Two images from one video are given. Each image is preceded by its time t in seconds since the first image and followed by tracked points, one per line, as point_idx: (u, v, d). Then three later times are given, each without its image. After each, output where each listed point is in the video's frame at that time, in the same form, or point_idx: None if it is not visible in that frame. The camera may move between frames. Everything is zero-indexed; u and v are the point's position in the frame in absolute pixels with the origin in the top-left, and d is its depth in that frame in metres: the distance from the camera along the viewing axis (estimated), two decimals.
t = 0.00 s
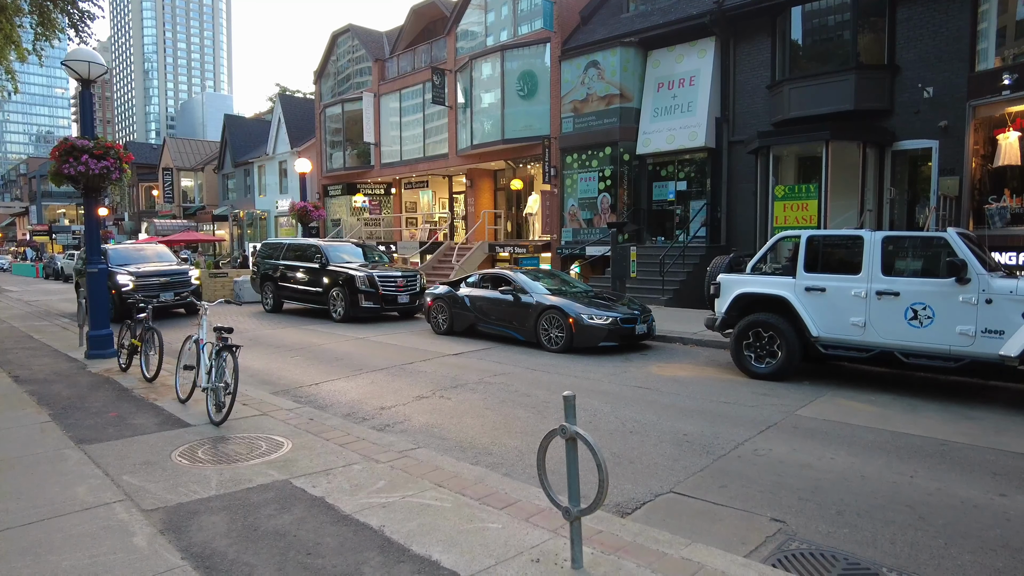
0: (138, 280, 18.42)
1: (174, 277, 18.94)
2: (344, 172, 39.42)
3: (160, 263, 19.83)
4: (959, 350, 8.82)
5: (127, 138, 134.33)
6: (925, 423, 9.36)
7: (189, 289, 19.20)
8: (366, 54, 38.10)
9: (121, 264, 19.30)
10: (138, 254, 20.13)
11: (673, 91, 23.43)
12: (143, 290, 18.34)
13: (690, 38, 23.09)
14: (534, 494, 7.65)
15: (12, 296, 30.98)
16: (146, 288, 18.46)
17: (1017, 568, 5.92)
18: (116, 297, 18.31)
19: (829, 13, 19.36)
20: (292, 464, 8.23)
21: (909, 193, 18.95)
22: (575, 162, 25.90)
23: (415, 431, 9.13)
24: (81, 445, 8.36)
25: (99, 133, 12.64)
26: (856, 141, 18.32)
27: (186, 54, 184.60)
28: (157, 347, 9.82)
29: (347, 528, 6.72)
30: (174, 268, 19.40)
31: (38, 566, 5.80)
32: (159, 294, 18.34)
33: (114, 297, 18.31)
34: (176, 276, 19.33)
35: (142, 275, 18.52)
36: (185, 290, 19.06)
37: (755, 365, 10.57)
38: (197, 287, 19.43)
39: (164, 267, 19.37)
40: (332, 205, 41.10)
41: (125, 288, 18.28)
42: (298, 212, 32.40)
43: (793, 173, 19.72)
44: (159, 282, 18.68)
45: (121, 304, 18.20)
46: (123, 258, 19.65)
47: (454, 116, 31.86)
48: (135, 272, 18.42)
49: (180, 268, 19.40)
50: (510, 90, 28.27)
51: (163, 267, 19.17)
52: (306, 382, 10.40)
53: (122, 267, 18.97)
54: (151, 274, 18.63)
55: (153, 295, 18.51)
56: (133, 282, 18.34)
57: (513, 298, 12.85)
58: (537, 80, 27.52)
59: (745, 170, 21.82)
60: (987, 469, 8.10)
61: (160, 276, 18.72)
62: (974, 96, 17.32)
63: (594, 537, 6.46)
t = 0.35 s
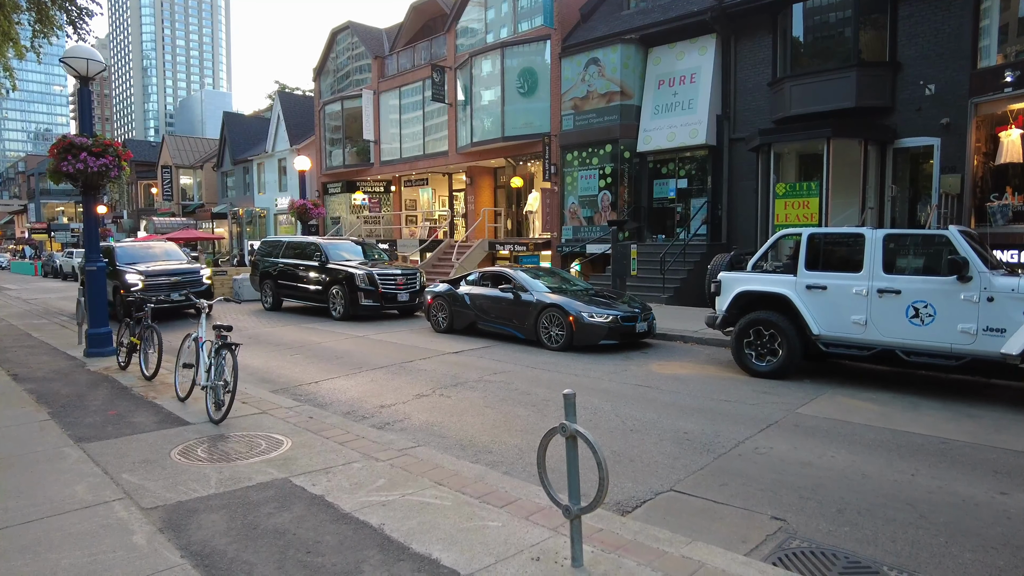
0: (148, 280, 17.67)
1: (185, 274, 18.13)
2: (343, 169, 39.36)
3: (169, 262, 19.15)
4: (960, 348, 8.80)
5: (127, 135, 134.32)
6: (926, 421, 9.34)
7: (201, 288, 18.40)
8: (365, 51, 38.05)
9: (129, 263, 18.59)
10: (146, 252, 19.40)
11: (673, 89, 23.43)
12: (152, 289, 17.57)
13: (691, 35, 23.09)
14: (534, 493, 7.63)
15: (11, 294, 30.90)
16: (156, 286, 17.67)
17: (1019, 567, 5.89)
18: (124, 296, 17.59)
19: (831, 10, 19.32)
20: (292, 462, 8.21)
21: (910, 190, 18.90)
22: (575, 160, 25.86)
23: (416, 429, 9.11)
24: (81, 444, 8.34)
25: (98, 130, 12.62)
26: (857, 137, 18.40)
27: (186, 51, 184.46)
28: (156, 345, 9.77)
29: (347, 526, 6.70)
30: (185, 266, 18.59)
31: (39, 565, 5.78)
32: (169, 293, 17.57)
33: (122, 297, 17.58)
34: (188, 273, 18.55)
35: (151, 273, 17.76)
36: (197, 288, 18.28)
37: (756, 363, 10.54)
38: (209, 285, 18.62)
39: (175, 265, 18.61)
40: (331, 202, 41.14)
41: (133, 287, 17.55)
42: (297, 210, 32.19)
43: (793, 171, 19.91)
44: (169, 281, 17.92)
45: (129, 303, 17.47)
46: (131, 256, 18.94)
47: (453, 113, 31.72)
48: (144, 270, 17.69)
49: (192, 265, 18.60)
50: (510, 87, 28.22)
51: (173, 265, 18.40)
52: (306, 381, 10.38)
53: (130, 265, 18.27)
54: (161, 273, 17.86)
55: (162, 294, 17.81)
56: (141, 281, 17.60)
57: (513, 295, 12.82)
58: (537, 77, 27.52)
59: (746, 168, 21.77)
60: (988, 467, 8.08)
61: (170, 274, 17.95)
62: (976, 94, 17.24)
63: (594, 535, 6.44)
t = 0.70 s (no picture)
0: (142, 280, 16.69)
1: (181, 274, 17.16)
2: (336, 162, 38.68)
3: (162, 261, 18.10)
4: (983, 350, 8.36)
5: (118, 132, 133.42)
6: (947, 426, 8.89)
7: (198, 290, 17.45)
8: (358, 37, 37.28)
9: (121, 262, 17.58)
10: (137, 250, 18.33)
11: (683, 76, 22.90)
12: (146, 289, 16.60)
13: (700, 21, 22.64)
14: (535, 501, 7.20)
15: None
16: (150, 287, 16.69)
17: None
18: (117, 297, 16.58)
19: None
20: (281, 469, 7.80)
21: (931, 183, 18.50)
22: (580, 152, 25.31)
23: (411, 434, 8.70)
24: (60, 450, 7.93)
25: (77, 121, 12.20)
26: (875, 128, 17.83)
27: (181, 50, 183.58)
28: (140, 346, 9.35)
29: (339, 536, 6.28)
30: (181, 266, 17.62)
31: None
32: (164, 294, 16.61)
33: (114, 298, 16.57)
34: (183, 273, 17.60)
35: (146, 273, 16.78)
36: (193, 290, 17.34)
37: (768, 365, 10.10)
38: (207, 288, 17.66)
39: (170, 264, 17.62)
40: (321, 196, 40.35)
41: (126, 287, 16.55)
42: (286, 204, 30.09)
43: (808, 164, 19.12)
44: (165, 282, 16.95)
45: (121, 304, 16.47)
46: (123, 253, 17.91)
47: (451, 102, 31.27)
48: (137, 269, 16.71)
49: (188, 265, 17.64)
50: (510, 75, 27.80)
51: (169, 265, 17.43)
52: (297, 383, 9.96)
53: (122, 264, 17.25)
54: (156, 273, 16.89)
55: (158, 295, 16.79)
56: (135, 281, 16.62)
57: (514, 294, 12.38)
58: (538, 65, 27.12)
59: (758, 159, 21.56)
60: (1014, 474, 7.64)
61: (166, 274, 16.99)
62: (1000, 83, 16.82)
63: (598, 546, 6.01)
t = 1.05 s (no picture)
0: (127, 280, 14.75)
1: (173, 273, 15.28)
2: (322, 150, 36.46)
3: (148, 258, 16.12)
4: (1022, 353, 7.75)
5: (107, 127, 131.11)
6: (982, 435, 8.25)
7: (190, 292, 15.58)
8: (346, 14, 35.29)
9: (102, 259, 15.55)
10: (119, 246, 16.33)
11: (696, 58, 21.55)
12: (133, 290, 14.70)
13: None
14: (539, 516, 6.56)
15: None
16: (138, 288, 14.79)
17: None
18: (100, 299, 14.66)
19: None
20: (264, 481, 7.18)
21: (966, 172, 17.48)
22: (586, 140, 23.70)
23: (405, 444, 8.07)
24: (26, 460, 7.32)
25: (44, 106, 11.68)
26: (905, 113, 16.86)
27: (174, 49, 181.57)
28: (110, 349, 8.76)
29: (327, 554, 5.66)
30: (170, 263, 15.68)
31: None
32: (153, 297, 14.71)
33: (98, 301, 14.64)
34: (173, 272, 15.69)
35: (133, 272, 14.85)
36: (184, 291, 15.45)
37: (789, 370, 9.44)
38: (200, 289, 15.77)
39: (160, 262, 15.69)
40: (308, 186, 38.32)
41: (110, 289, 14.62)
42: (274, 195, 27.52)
43: (832, 152, 18.31)
44: (154, 283, 15.06)
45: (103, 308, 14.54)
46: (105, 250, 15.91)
47: (446, 86, 29.47)
48: (123, 268, 14.77)
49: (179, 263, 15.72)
50: (510, 56, 26.06)
51: (158, 263, 15.51)
52: (283, 390, 9.33)
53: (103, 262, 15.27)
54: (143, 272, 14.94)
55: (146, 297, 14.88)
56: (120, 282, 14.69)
57: (515, 292, 11.74)
58: (541, 45, 25.42)
59: (778, 146, 20.19)
60: None
61: (156, 274, 15.08)
62: None
63: (607, 565, 5.38)
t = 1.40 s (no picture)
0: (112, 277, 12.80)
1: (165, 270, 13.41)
2: (307, 137, 33.68)
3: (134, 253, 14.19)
4: None
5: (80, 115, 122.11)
6: None
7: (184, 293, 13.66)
8: None
9: (82, 256, 13.53)
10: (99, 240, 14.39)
11: (713, 37, 19.90)
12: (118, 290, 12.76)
13: None
14: (546, 533, 5.95)
15: None
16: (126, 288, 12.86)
17: None
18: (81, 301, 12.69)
19: None
20: (247, 494, 6.57)
21: (1005, 160, 16.14)
22: (593, 126, 21.98)
23: (399, 455, 7.49)
24: None
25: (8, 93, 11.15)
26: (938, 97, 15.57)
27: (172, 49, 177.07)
28: (80, 352, 8.23)
29: None
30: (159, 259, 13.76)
31: None
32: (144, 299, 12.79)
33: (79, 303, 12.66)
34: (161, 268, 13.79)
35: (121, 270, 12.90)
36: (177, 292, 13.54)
37: (815, 375, 8.80)
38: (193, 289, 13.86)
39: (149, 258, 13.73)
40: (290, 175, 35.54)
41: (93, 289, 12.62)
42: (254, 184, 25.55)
43: (860, 139, 16.86)
44: (143, 282, 13.10)
45: (84, 310, 12.53)
46: (86, 246, 13.87)
47: (442, 67, 27.06)
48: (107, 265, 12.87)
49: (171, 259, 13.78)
50: (512, 35, 23.76)
51: (147, 259, 13.55)
52: (270, 397, 8.75)
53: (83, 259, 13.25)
54: (129, 268, 12.99)
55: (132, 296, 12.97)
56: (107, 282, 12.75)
57: (517, 290, 11.14)
58: (544, 22, 23.17)
59: (801, 131, 18.68)
60: None
61: (144, 271, 13.10)
62: None
63: None
